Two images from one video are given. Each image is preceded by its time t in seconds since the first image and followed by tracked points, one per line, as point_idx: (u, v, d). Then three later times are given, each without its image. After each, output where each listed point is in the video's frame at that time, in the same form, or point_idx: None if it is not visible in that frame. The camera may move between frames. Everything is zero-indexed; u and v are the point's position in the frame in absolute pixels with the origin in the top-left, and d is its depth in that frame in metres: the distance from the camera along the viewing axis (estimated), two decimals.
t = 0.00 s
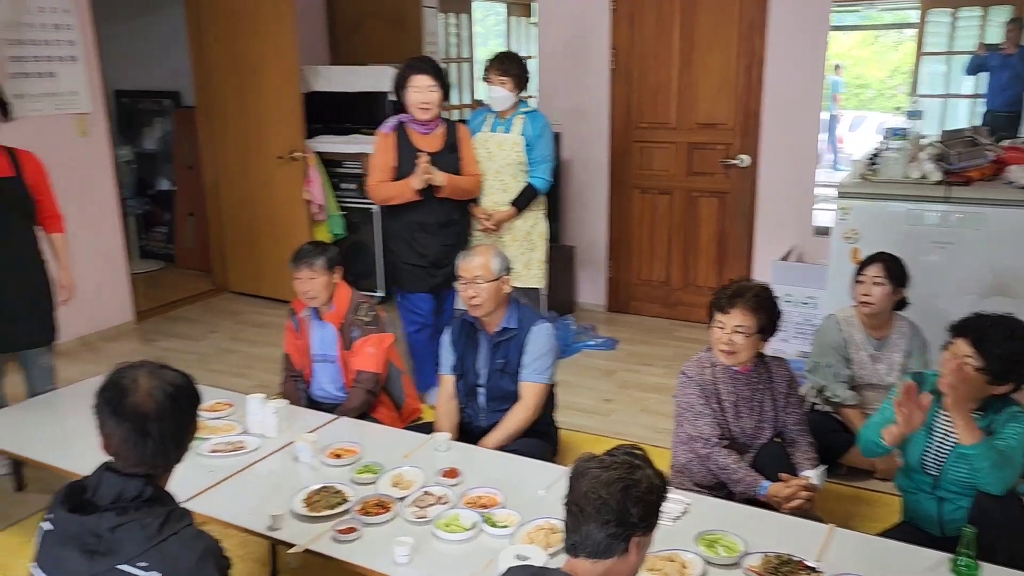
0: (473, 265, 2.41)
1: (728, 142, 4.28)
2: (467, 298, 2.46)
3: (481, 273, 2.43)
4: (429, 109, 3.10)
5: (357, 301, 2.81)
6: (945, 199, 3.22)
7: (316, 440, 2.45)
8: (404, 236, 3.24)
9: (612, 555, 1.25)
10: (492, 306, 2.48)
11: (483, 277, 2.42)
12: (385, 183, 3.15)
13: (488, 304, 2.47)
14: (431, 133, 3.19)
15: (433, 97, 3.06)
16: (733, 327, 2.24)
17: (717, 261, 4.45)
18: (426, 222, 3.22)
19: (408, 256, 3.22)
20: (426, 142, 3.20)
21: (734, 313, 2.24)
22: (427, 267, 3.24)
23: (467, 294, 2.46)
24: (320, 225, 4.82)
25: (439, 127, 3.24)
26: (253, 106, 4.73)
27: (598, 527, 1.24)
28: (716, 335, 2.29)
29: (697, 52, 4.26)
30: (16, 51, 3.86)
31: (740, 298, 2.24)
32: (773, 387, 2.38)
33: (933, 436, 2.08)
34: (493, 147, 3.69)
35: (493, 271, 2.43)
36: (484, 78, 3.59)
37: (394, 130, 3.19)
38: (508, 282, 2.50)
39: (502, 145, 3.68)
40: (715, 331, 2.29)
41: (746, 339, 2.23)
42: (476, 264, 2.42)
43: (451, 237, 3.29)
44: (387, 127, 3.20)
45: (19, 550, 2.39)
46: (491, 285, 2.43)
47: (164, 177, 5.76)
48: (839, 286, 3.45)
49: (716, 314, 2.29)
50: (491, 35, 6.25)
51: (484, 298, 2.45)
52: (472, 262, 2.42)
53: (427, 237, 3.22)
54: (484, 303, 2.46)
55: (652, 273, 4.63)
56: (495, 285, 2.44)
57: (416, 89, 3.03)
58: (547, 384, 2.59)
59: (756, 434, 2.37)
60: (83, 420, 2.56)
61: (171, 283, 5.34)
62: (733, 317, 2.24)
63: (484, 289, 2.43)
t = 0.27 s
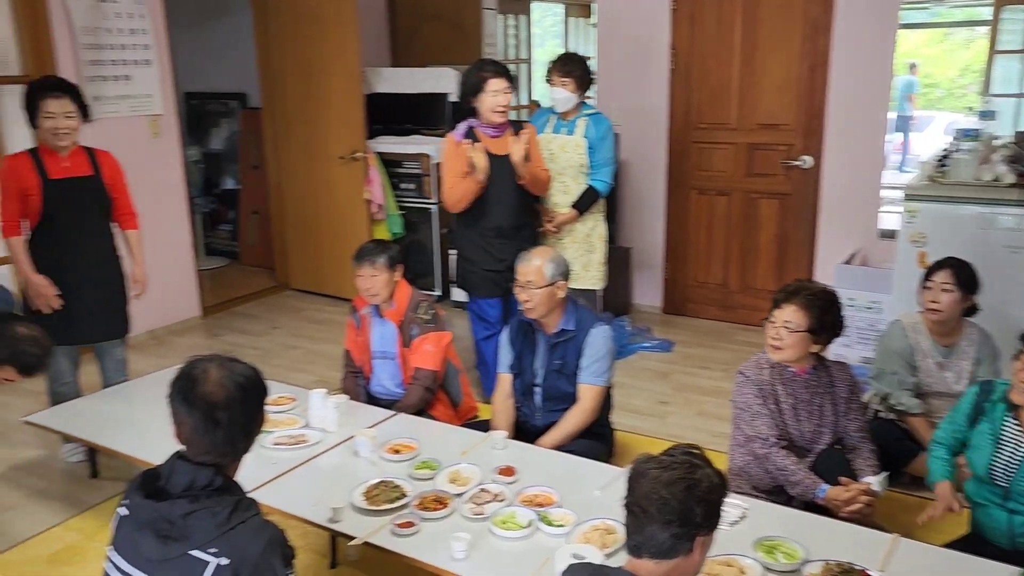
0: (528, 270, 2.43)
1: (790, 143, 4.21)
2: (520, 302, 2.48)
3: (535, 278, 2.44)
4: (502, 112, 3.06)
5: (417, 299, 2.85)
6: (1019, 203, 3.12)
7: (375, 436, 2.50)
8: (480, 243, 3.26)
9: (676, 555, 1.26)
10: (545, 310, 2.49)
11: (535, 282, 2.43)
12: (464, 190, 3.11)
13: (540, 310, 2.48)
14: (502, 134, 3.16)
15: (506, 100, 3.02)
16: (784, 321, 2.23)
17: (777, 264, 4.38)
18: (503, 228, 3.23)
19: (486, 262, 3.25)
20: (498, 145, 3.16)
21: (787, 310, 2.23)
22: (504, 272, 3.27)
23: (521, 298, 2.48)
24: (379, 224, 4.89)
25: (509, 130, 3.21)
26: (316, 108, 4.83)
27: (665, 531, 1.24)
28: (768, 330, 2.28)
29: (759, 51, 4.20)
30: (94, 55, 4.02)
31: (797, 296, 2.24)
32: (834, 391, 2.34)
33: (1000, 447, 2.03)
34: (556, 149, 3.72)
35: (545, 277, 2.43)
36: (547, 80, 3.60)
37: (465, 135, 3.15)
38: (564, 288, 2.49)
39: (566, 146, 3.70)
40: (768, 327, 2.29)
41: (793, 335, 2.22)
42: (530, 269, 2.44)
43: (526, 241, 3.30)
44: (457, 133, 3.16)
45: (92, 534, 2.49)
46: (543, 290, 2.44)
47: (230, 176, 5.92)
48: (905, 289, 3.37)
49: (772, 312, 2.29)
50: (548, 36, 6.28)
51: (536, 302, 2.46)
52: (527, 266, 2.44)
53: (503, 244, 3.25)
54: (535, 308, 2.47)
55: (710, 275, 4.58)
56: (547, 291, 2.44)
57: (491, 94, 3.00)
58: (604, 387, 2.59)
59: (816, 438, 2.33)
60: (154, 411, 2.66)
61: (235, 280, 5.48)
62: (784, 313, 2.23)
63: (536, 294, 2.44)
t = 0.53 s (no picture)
0: (580, 276, 2.44)
1: (852, 143, 4.14)
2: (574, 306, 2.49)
3: (587, 285, 2.45)
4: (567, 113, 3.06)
5: (472, 298, 2.88)
6: None
7: (431, 431, 2.53)
8: (550, 246, 3.27)
9: (734, 562, 1.26)
10: (597, 314, 2.48)
11: (587, 289, 2.44)
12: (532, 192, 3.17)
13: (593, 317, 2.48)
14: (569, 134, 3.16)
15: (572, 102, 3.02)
16: (840, 324, 2.19)
17: (836, 265, 4.30)
18: (572, 228, 3.24)
19: (556, 264, 3.28)
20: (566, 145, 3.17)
21: (843, 311, 2.19)
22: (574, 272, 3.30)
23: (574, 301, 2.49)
24: (434, 223, 4.94)
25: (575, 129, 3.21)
26: (374, 108, 4.90)
27: (724, 542, 1.24)
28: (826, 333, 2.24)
29: (820, 50, 4.13)
30: (163, 55, 4.15)
31: (854, 297, 2.20)
32: (896, 396, 2.29)
33: None
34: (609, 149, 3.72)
35: (598, 284, 2.43)
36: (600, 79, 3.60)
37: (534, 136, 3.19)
38: (618, 295, 2.48)
39: (616, 145, 3.69)
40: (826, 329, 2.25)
41: (850, 336, 2.18)
42: (583, 276, 2.44)
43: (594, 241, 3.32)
44: (525, 133, 3.22)
45: (158, 520, 2.57)
46: (595, 296, 2.44)
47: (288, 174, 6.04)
48: (971, 293, 3.28)
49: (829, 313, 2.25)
50: (603, 35, 6.27)
51: (589, 308, 2.46)
52: (579, 272, 2.44)
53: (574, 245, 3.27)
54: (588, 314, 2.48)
55: (767, 277, 4.52)
56: (600, 297, 2.44)
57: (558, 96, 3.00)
58: (660, 390, 2.58)
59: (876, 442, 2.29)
60: (217, 403, 2.73)
61: (292, 276, 5.59)
62: (840, 315, 2.19)
63: (588, 301, 2.45)
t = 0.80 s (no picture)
0: (633, 273, 2.43)
1: (910, 141, 4.05)
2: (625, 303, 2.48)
3: (638, 283, 2.44)
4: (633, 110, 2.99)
5: (521, 294, 2.88)
6: None
7: (480, 425, 2.54)
8: (618, 246, 3.21)
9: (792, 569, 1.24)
10: (649, 312, 2.47)
11: (638, 286, 2.43)
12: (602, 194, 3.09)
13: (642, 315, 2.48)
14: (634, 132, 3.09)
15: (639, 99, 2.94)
16: (895, 325, 2.15)
17: (892, 266, 4.22)
18: (642, 228, 3.19)
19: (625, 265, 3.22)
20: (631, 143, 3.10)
21: (899, 312, 2.14)
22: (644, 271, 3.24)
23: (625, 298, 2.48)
24: (482, 219, 4.97)
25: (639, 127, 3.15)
26: (424, 104, 4.94)
27: (792, 561, 1.23)
28: (881, 334, 2.20)
29: (879, 46, 4.05)
30: (221, 52, 4.23)
31: (910, 298, 2.15)
32: (954, 398, 2.23)
33: None
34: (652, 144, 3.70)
35: (649, 282, 2.42)
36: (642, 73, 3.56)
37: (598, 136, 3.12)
38: (668, 293, 2.47)
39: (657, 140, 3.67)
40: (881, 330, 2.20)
41: (906, 338, 2.13)
42: (635, 273, 2.43)
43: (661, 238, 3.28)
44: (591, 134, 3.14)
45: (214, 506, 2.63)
46: (646, 294, 2.43)
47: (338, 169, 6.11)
48: None
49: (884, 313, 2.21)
50: (652, 31, 6.22)
51: (639, 305, 2.45)
52: (631, 270, 2.43)
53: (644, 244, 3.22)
54: (639, 311, 2.47)
55: (819, 276, 4.46)
56: (651, 295, 2.43)
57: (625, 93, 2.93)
58: (711, 391, 2.56)
59: (933, 445, 2.23)
60: (271, 393, 2.78)
61: (342, 270, 5.67)
62: (896, 316, 2.15)
63: (639, 298, 2.44)
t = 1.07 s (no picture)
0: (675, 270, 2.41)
1: (963, 138, 3.96)
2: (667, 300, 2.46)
3: (681, 280, 2.42)
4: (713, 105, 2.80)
5: (564, 287, 2.87)
6: None
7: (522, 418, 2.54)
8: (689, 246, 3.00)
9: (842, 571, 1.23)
10: (692, 308, 2.45)
11: (681, 284, 2.41)
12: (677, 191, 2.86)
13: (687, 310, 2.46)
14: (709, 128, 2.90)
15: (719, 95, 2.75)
16: (949, 327, 2.10)
17: (942, 265, 4.13)
18: (715, 227, 2.98)
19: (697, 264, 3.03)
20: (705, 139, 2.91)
21: (953, 313, 2.10)
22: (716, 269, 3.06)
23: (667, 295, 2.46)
24: (524, 213, 4.97)
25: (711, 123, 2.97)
26: (467, 97, 4.95)
27: (848, 568, 1.22)
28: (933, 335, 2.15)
29: (932, 40, 3.96)
30: (268, 45, 4.29)
31: (964, 299, 2.11)
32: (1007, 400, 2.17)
33: None
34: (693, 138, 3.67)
35: (692, 280, 2.40)
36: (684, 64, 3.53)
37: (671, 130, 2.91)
38: (712, 290, 2.45)
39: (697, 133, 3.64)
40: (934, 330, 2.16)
41: (960, 340, 2.08)
42: (676, 271, 2.41)
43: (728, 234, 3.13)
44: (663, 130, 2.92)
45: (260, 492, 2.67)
46: (690, 291, 2.41)
47: (380, 162, 6.16)
48: None
49: (937, 313, 2.16)
50: (696, 25, 6.16)
51: (683, 302, 2.44)
52: (674, 268, 2.41)
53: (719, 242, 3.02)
54: (681, 306, 2.45)
55: (865, 275, 4.38)
56: (694, 293, 2.42)
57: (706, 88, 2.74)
58: (755, 388, 2.54)
59: (984, 448, 2.18)
60: (316, 382, 2.82)
61: (383, 262, 5.72)
62: (949, 317, 2.10)
63: (682, 296, 2.42)
